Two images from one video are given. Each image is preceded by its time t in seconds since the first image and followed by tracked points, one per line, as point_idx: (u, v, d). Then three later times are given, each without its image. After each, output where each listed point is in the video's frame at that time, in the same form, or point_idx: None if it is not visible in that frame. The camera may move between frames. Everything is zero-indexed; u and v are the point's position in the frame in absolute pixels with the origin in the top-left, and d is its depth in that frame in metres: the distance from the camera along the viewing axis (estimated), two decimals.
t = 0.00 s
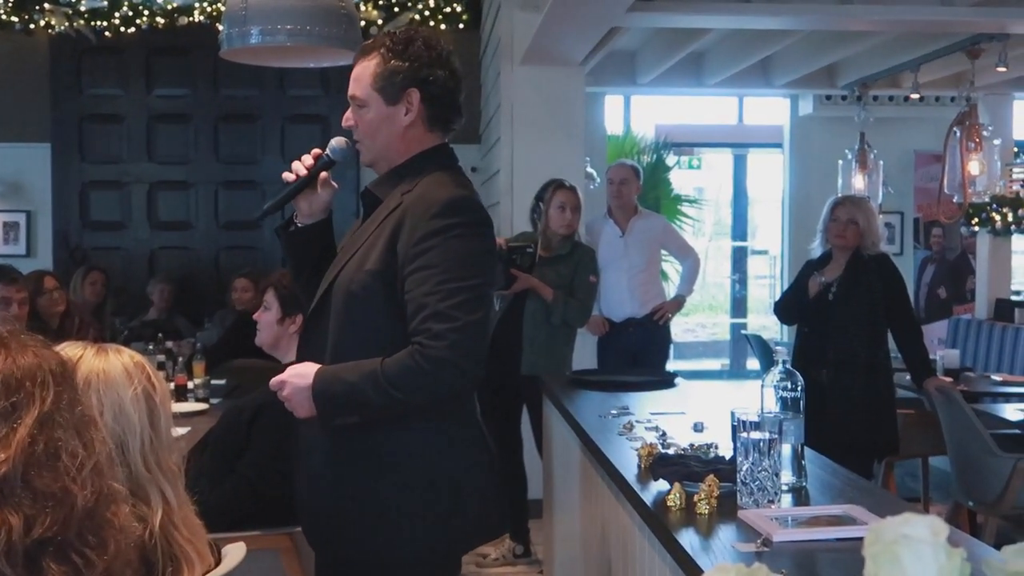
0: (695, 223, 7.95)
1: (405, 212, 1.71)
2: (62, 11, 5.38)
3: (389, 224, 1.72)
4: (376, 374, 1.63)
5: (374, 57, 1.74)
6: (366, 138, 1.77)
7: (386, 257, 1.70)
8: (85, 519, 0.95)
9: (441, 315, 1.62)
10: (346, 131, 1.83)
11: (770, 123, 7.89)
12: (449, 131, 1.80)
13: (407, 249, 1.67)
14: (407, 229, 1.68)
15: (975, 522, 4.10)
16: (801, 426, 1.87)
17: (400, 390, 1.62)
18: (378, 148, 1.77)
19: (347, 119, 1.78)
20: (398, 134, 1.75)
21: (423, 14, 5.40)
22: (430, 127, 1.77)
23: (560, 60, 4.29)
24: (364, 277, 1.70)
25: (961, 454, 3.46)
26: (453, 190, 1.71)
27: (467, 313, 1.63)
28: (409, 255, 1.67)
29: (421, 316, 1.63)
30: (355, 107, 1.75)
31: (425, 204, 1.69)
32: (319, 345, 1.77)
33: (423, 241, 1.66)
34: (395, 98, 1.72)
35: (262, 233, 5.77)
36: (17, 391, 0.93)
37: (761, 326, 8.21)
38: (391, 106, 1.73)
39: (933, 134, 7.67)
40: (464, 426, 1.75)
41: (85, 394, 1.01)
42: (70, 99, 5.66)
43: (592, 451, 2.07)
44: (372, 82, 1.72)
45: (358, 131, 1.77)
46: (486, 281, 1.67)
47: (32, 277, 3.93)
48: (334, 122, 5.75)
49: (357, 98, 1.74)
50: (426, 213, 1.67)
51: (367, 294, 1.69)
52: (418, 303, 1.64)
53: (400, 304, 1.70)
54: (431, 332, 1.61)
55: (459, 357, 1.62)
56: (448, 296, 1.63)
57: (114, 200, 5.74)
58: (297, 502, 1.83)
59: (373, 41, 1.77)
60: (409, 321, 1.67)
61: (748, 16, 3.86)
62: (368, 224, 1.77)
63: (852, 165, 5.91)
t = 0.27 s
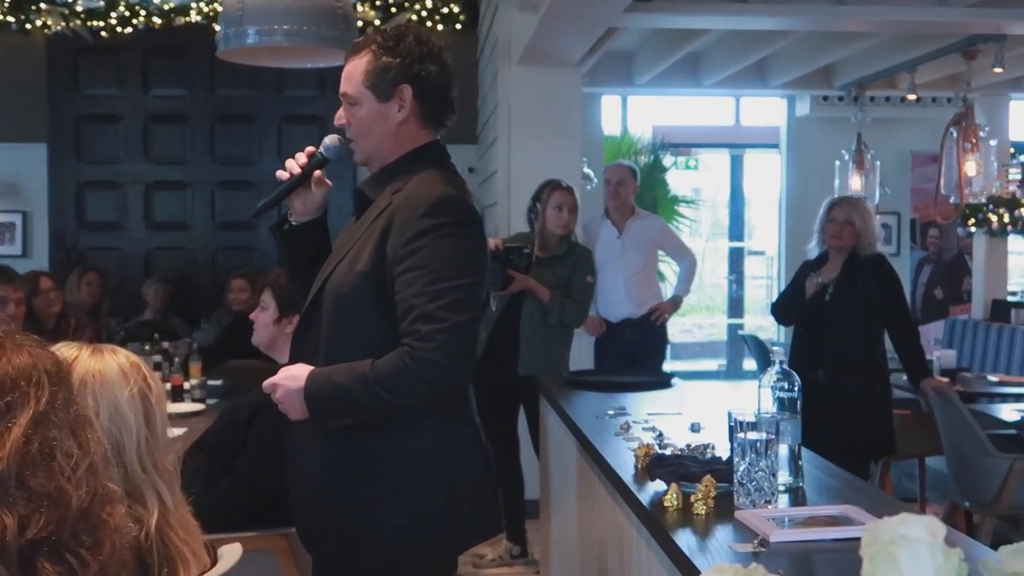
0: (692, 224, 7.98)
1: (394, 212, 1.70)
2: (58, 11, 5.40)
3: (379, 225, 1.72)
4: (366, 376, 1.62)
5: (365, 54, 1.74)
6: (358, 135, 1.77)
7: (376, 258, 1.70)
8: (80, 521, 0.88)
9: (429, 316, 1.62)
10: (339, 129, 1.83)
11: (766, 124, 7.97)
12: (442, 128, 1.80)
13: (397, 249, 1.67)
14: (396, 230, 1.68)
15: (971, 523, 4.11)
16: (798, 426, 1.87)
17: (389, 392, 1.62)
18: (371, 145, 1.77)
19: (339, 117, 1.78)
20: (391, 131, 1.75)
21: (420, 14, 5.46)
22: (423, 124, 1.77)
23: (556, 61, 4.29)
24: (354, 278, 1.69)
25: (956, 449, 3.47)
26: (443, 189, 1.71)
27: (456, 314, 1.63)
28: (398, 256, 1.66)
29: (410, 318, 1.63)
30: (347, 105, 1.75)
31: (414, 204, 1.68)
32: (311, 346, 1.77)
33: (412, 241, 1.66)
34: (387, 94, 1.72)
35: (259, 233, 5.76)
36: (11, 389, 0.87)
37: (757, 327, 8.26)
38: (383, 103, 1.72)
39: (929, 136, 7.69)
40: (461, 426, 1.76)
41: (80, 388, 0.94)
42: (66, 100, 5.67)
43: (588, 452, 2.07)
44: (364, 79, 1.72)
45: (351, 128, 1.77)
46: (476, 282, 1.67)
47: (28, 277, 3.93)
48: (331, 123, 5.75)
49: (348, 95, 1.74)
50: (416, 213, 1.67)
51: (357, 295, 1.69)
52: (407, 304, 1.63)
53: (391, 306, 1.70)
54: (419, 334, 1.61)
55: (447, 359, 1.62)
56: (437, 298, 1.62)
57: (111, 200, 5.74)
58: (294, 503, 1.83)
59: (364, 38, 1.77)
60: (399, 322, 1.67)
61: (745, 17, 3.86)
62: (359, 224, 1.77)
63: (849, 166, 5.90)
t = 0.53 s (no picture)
0: (679, 221, 8.18)
1: (373, 211, 1.70)
2: (44, 10, 5.51)
3: (358, 225, 1.72)
4: (345, 377, 1.62)
5: (340, 53, 1.73)
6: (337, 135, 1.76)
7: (356, 258, 1.69)
8: (62, 520, 0.95)
9: (406, 315, 1.61)
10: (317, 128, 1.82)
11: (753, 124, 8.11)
12: (421, 126, 1.80)
13: (375, 249, 1.67)
14: (374, 229, 1.68)
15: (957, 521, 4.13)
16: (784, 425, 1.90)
17: (367, 392, 1.61)
18: (349, 145, 1.76)
19: (316, 116, 1.78)
20: (370, 130, 1.75)
21: (408, 14, 5.51)
22: (402, 122, 1.76)
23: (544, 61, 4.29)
24: (334, 280, 1.69)
25: (942, 443, 3.44)
26: (422, 187, 1.71)
27: (434, 312, 1.62)
28: (376, 256, 1.66)
29: (389, 318, 1.62)
30: (324, 104, 1.75)
31: (392, 203, 1.68)
32: (293, 347, 1.77)
33: (390, 240, 1.65)
34: (364, 93, 1.72)
35: (246, 233, 5.75)
36: None
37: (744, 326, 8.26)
38: (360, 102, 1.72)
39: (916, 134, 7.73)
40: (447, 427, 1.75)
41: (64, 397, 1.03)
42: (51, 98, 5.64)
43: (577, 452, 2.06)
44: (340, 78, 1.72)
45: (330, 127, 1.76)
46: (455, 280, 1.67)
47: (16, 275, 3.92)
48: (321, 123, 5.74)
49: (325, 94, 1.73)
50: (393, 212, 1.67)
51: (337, 296, 1.69)
52: (385, 304, 1.63)
53: (370, 306, 1.70)
54: (397, 333, 1.61)
55: (425, 358, 1.62)
56: (415, 297, 1.62)
57: (98, 200, 5.72)
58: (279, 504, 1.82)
59: (340, 37, 1.77)
60: (378, 321, 1.66)
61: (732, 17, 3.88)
62: (339, 225, 1.77)
63: (835, 167, 5.95)
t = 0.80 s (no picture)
0: (667, 226, 8.10)
1: (370, 215, 1.79)
2: (57, 21, 5.50)
3: (355, 229, 1.81)
4: (343, 374, 1.70)
5: (331, 66, 1.82)
6: (332, 144, 1.85)
7: (353, 260, 1.78)
8: (75, 512, 0.93)
9: (401, 315, 1.70)
10: (313, 138, 1.91)
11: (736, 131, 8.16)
12: (411, 133, 1.89)
13: (372, 251, 1.75)
14: (371, 233, 1.77)
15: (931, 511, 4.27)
16: (766, 419, 1.97)
17: (366, 388, 1.70)
18: (343, 153, 1.85)
19: (311, 127, 1.86)
20: (364, 138, 1.84)
21: (407, 26, 5.58)
22: (393, 130, 1.86)
23: (537, 71, 4.38)
24: (333, 280, 1.78)
25: (916, 440, 3.58)
26: (416, 193, 1.79)
27: (427, 312, 1.71)
28: (373, 258, 1.75)
29: (385, 317, 1.71)
30: (318, 116, 1.84)
31: (387, 209, 1.77)
32: (292, 344, 1.86)
33: (386, 244, 1.74)
34: (357, 103, 1.80)
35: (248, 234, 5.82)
36: (8, 387, 0.92)
37: (729, 325, 8.44)
38: (353, 112, 1.81)
39: (892, 143, 7.83)
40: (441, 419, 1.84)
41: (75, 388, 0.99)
42: (65, 105, 5.72)
43: (568, 442, 2.16)
44: (333, 91, 1.80)
45: (325, 138, 1.85)
46: (449, 282, 1.75)
47: (30, 276, 3.99)
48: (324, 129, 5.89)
49: (319, 106, 1.82)
50: (390, 217, 1.76)
51: (335, 295, 1.78)
52: (382, 303, 1.72)
53: (368, 306, 1.79)
54: (393, 332, 1.70)
55: (421, 355, 1.70)
56: (410, 298, 1.71)
57: (110, 204, 5.81)
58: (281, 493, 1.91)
59: (330, 51, 1.85)
60: (375, 320, 1.75)
61: (716, 29, 3.99)
62: (337, 229, 1.86)
63: (815, 171, 6.04)
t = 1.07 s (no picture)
0: (650, 227, 8.31)
1: (364, 216, 1.89)
2: (71, 32, 5.68)
3: (350, 229, 1.91)
4: (341, 366, 1.80)
5: (325, 77, 1.92)
6: (327, 150, 1.95)
7: (349, 258, 1.88)
8: (84, 497, 1.13)
9: (395, 309, 1.81)
10: (308, 145, 2.01)
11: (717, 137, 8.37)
12: (401, 138, 2.00)
13: (367, 250, 1.86)
14: (366, 232, 1.87)
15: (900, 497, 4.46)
16: (744, 409, 2.06)
17: (363, 379, 1.80)
18: (338, 158, 1.95)
19: (306, 135, 1.96)
20: (358, 143, 1.94)
21: (404, 37, 5.92)
22: (386, 136, 1.97)
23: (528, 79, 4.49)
24: (329, 278, 1.87)
25: (884, 428, 3.76)
26: (407, 195, 1.90)
27: (419, 306, 1.82)
28: (368, 256, 1.85)
29: (380, 312, 1.82)
30: (313, 124, 1.93)
31: (381, 210, 1.88)
32: (290, 338, 1.95)
33: (380, 243, 1.85)
34: (352, 112, 1.91)
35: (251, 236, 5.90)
36: (23, 382, 1.09)
37: (708, 320, 8.72)
38: (349, 119, 1.91)
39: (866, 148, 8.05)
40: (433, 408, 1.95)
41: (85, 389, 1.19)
42: (76, 111, 5.84)
43: (555, 432, 2.26)
44: (328, 100, 1.90)
45: (320, 145, 1.95)
46: (439, 278, 1.87)
47: (44, 275, 4.07)
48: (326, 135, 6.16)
49: (314, 115, 1.92)
50: (383, 218, 1.86)
51: (331, 292, 1.88)
52: (378, 299, 1.82)
53: (363, 301, 1.89)
54: (388, 326, 1.80)
55: (414, 348, 1.81)
56: (404, 293, 1.82)
57: (120, 206, 5.93)
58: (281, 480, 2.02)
59: (323, 62, 1.95)
60: (370, 315, 1.86)
61: (697, 39, 4.23)
62: (332, 230, 1.96)
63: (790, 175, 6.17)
